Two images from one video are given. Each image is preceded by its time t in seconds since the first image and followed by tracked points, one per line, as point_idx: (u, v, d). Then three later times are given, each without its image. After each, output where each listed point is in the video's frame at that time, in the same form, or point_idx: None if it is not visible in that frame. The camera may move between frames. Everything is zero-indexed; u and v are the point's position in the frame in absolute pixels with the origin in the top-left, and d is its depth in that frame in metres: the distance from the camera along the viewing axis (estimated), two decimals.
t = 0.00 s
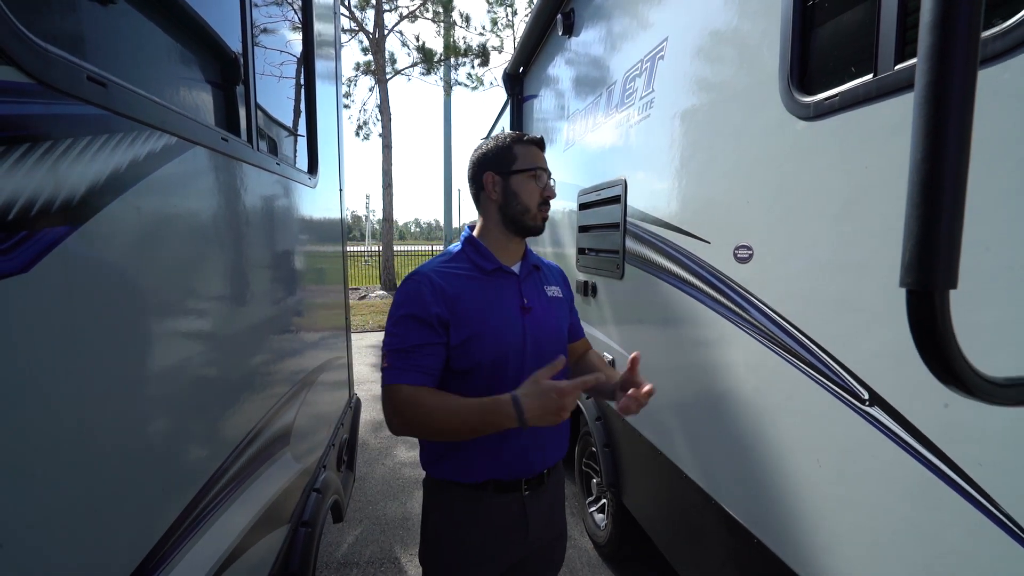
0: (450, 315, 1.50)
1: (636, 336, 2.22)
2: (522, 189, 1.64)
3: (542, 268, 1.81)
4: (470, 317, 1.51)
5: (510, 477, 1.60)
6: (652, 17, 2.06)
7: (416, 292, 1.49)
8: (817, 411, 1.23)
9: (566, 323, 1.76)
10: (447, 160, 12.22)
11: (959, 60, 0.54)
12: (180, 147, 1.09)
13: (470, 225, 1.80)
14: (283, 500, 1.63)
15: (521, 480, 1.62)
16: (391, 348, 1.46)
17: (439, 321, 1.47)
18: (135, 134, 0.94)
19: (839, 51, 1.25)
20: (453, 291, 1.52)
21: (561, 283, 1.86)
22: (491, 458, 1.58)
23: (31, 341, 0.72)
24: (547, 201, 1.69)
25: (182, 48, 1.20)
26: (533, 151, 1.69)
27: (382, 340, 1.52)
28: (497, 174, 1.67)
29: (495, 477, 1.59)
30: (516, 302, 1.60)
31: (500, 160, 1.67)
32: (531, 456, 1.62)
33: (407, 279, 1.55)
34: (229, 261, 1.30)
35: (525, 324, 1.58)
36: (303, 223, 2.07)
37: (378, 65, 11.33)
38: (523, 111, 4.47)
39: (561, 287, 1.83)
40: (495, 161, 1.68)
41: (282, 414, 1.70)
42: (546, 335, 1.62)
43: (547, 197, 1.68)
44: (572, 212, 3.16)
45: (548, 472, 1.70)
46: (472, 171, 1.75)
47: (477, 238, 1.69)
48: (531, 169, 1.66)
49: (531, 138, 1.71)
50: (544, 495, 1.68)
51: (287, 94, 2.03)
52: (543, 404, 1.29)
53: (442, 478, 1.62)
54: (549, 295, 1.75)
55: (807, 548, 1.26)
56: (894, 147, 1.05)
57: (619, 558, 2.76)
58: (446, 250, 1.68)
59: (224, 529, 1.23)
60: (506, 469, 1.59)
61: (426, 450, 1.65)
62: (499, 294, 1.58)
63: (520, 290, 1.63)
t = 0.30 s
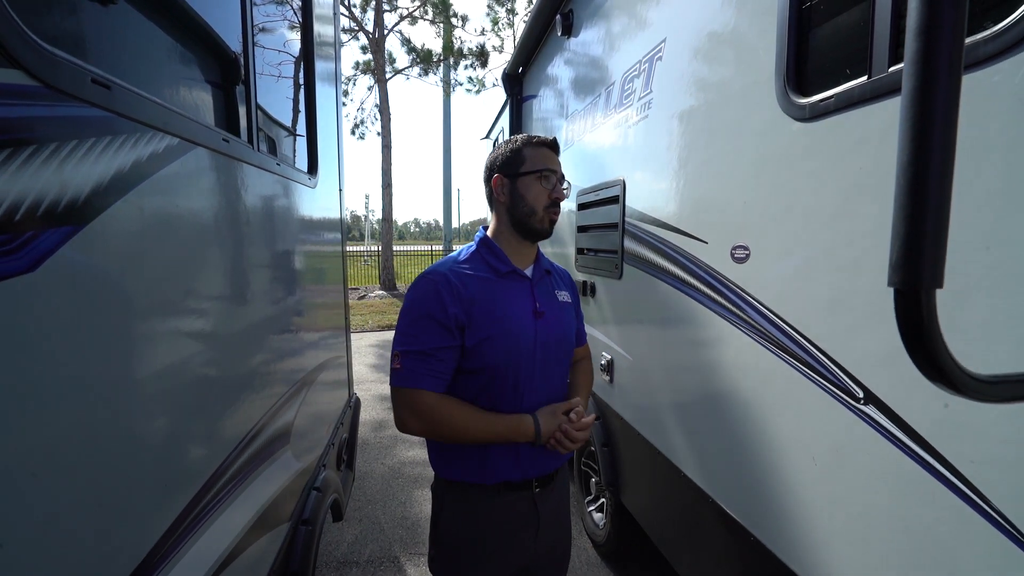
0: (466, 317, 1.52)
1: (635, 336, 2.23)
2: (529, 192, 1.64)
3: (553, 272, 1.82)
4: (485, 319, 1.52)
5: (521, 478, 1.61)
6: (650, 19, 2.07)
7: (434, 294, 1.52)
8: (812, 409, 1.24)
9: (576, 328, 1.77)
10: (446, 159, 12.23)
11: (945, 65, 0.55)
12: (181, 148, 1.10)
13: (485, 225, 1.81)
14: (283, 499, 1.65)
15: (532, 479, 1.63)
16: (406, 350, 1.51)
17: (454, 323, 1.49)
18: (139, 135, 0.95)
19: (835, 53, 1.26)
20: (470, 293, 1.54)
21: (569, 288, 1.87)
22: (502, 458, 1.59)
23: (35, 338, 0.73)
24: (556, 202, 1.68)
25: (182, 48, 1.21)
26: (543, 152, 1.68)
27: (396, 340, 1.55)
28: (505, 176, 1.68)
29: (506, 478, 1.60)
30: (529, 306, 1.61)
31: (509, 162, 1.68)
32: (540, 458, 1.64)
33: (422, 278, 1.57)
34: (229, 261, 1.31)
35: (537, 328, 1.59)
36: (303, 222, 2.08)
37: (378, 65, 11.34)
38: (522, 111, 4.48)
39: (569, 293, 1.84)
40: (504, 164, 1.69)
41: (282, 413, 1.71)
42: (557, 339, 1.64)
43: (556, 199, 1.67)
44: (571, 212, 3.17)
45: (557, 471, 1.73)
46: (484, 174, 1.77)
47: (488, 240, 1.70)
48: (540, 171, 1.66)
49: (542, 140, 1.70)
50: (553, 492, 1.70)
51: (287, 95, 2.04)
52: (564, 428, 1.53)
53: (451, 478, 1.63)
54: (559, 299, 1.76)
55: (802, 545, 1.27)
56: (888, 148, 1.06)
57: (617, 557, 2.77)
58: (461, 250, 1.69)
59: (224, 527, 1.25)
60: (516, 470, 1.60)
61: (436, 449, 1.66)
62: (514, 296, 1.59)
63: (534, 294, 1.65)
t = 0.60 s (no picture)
0: (465, 318, 1.53)
1: (634, 335, 2.24)
2: (526, 190, 1.66)
3: (553, 273, 1.82)
4: (483, 321, 1.53)
5: (522, 478, 1.62)
6: (649, 20, 2.09)
7: (434, 296, 1.53)
8: (810, 408, 1.25)
9: (576, 328, 1.78)
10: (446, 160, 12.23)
11: (934, 72, 0.56)
12: (185, 150, 1.11)
13: (484, 228, 1.83)
14: (285, 498, 1.66)
15: (533, 480, 1.65)
16: (405, 350, 1.52)
17: (455, 324, 1.51)
18: (146, 138, 0.97)
19: (830, 55, 1.28)
20: (469, 294, 1.55)
21: (570, 288, 1.87)
22: (503, 458, 1.60)
23: (40, 340, 0.74)
24: (554, 199, 1.69)
25: (183, 51, 1.23)
26: (538, 151, 1.70)
27: (397, 340, 1.57)
28: (501, 177, 1.70)
29: (507, 478, 1.61)
30: (529, 306, 1.62)
31: (505, 163, 1.70)
32: (541, 458, 1.65)
33: (423, 279, 1.58)
34: (230, 262, 1.32)
35: (537, 329, 1.60)
36: (303, 223, 2.09)
37: (377, 65, 11.34)
38: (522, 111, 4.49)
39: (571, 293, 1.84)
40: (501, 165, 1.71)
41: (284, 412, 1.72)
42: (556, 340, 1.65)
43: (553, 196, 1.67)
44: (571, 212, 3.19)
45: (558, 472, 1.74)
46: (483, 177, 1.80)
47: (487, 241, 1.72)
48: (536, 169, 1.67)
49: (536, 139, 1.72)
50: (554, 492, 1.72)
51: (286, 95, 2.06)
52: (564, 428, 1.52)
53: (452, 478, 1.64)
54: (561, 299, 1.77)
55: (799, 542, 1.28)
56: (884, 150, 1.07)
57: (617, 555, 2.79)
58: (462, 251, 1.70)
59: (226, 526, 1.26)
60: (518, 470, 1.61)
61: (437, 450, 1.67)
62: (514, 298, 1.60)
63: (534, 294, 1.65)
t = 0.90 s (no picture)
0: (446, 322, 1.54)
1: (632, 336, 2.25)
2: (517, 195, 1.67)
3: (541, 273, 1.81)
4: (464, 325, 1.54)
5: (510, 479, 1.63)
6: (646, 22, 2.10)
7: (415, 301, 1.54)
8: (805, 408, 1.27)
9: (566, 327, 1.76)
10: (445, 160, 12.24)
11: (923, 79, 0.58)
12: (185, 153, 1.12)
13: (470, 230, 1.83)
14: (285, 498, 1.66)
15: (521, 481, 1.65)
16: (389, 355, 1.54)
17: (436, 328, 1.52)
18: (148, 141, 0.98)
19: (826, 58, 1.29)
20: (449, 299, 1.56)
21: (558, 286, 1.86)
22: (490, 459, 1.61)
23: (42, 340, 0.75)
24: (544, 206, 1.70)
25: (183, 53, 1.23)
26: (531, 156, 1.71)
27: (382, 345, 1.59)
28: (493, 180, 1.70)
29: (494, 480, 1.62)
30: (512, 307, 1.61)
31: (498, 166, 1.70)
32: (527, 459, 1.65)
33: (407, 284, 1.60)
34: (229, 263, 1.33)
35: (520, 330, 1.59)
36: (302, 224, 2.10)
37: (376, 65, 11.34)
38: (520, 111, 4.50)
39: (560, 292, 1.83)
40: (492, 167, 1.71)
41: (284, 412, 1.73)
42: (542, 341, 1.64)
43: (544, 203, 1.69)
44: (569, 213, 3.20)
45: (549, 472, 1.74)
46: (471, 178, 1.79)
47: (473, 243, 1.72)
48: (528, 174, 1.68)
49: (529, 143, 1.73)
50: (545, 494, 1.72)
51: (285, 96, 2.07)
52: (547, 441, 1.52)
53: (441, 478, 1.66)
54: (548, 299, 1.75)
55: (794, 541, 1.30)
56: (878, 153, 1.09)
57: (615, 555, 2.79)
58: (447, 254, 1.71)
59: (227, 526, 1.27)
60: (504, 471, 1.62)
61: (427, 452, 1.69)
62: (496, 300, 1.60)
63: (517, 295, 1.65)
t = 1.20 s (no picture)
0: (416, 322, 1.54)
1: (628, 336, 2.26)
2: (489, 194, 1.67)
3: (516, 269, 1.82)
4: (434, 325, 1.55)
5: (483, 476, 1.64)
6: (643, 23, 2.11)
7: (385, 301, 1.54)
8: (799, 407, 1.28)
9: (541, 323, 1.77)
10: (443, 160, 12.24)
11: (910, 84, 0.59)
12: (183, 155, 1.13)
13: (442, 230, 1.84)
14: (283, 498, 1.67)
15: (496, 477, 1.65)
16: (361, 355, 1.54)
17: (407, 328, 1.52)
18: (147, 143, 0.98)
19: (820, 60, 1.30)
20: (419, 298, 1.56)
21: (534, 283, 1.87)
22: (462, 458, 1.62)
23: (41, 343, 0.75)
24: (516, 204, 1.72)
25: (181, 54, 1.24)
26: (501, 154, 1.72)
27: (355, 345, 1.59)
28: (463, 179, 1.71)
29: (468, 477, 1.63)
30: (484, 305, 1.62)
31: (467, 165, 1.71)
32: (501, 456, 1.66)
33: (379, 285, 1.60)
34: (227, 263, 1.34)
35: (492, 328, 1.60)
36: (300, 224, 2.10)
37: (375, 65, 11.34)
38: (519, 111, 4.50)
39: (535, 289, 1.83)
40: (462, 166, 1.72)
41: (282, 412, 1.73)
42: (515, 337, 1.65)
43: (515, 200, 1.70)
44: (567, 213, 3.21)
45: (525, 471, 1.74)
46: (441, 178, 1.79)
47: (445, 242, 1.73)
48: (498, 173, 1.69)
49: (498, 141, 1.74)
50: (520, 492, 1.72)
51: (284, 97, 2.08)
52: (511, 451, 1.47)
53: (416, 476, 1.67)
54: (523, 295, 1.76)
55: (788, 539, 1.31)
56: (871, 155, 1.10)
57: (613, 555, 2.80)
58: (420, 254, 1.71)
59: (225, 525, 1.27)
60: (478, 469, 1.63)
61: (404, 451, 1.70)
62: (467, 298, 1.61)
63: (490, 293, 1.65)
